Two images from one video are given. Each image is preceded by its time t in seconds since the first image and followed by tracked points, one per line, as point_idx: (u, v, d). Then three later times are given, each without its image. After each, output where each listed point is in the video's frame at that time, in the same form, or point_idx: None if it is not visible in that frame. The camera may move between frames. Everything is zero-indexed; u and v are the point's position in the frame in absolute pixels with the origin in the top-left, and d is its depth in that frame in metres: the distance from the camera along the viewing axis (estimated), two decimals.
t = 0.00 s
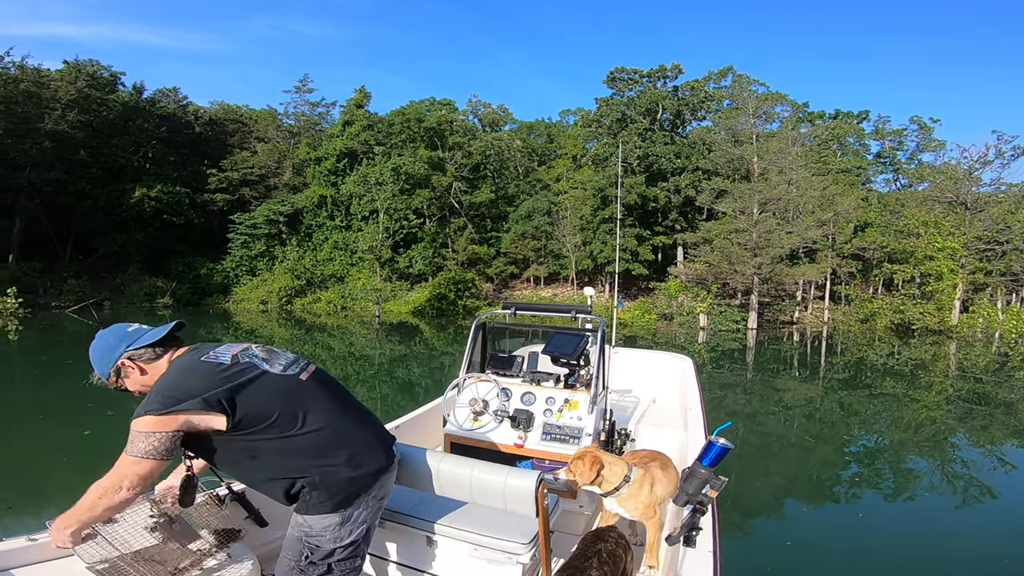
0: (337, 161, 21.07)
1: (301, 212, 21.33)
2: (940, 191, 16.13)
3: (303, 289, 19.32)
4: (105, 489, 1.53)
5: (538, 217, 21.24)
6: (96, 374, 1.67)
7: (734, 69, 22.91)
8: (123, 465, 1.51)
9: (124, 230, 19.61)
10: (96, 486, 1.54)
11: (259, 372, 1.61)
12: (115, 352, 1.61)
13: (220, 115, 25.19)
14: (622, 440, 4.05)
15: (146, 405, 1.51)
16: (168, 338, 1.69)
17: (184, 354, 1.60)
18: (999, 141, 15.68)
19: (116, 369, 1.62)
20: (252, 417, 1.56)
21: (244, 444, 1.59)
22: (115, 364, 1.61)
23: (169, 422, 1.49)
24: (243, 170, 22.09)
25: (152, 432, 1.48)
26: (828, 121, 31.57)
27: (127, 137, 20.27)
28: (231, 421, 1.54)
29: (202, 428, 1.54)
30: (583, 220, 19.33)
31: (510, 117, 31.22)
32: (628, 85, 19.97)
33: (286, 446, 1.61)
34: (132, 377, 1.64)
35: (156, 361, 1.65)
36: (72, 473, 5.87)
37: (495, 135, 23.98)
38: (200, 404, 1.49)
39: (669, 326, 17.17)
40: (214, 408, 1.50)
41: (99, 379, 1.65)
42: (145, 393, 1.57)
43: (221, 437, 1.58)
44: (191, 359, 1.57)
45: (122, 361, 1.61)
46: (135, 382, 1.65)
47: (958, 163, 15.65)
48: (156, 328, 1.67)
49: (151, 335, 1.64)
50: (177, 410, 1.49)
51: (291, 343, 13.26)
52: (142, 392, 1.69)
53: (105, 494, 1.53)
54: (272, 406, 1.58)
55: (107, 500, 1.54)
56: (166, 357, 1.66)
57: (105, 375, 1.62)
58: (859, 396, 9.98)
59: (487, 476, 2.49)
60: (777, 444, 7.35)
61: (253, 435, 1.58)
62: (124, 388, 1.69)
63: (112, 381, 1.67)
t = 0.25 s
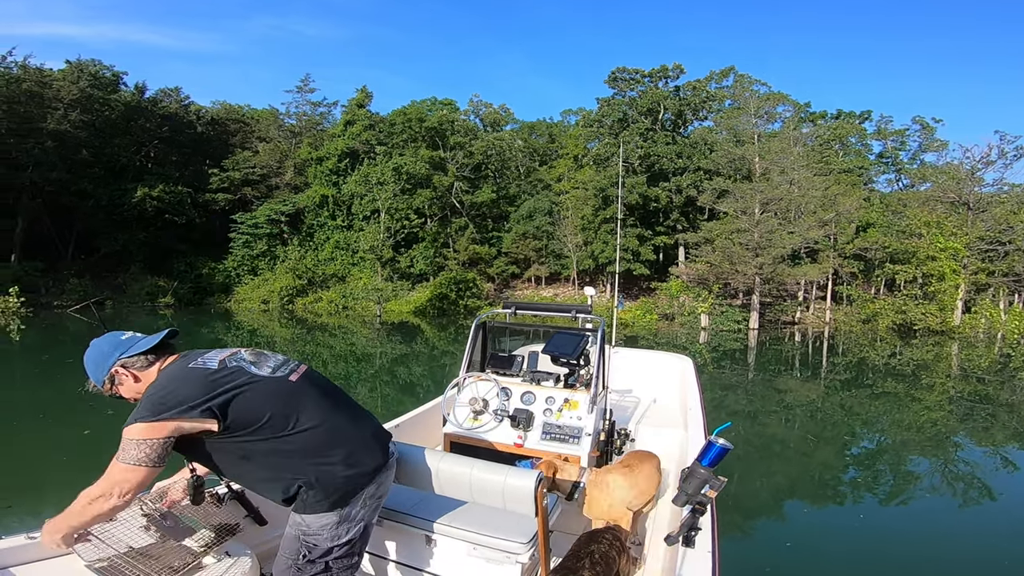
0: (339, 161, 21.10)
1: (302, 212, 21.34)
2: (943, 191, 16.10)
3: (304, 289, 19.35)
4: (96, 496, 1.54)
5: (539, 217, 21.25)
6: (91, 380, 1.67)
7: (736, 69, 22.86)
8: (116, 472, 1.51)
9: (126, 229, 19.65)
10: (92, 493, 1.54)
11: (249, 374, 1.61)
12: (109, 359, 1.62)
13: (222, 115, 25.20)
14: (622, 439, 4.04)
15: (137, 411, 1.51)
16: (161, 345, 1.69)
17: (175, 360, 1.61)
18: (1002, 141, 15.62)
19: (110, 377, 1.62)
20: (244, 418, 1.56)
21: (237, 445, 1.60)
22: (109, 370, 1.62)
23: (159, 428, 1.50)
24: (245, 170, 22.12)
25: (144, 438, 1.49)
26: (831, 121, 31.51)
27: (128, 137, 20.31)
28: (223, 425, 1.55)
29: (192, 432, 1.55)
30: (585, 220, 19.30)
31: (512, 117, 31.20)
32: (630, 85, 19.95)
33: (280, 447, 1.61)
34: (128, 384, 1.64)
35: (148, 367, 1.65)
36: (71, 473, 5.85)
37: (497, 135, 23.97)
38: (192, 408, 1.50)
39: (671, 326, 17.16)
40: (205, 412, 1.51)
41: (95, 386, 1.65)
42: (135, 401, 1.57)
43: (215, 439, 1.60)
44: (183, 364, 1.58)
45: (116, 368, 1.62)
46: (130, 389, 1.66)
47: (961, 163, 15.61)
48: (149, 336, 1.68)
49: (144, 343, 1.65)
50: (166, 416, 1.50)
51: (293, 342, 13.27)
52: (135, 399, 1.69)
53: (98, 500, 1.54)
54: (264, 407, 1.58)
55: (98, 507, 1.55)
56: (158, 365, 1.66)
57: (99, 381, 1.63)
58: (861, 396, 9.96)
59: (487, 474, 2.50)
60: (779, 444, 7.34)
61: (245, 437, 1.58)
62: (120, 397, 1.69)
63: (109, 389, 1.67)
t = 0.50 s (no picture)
0: (340, 161, 21.14)
1: (303, 212, 21.34)
2: (945, 191, 16.08)
3: (305, 289, 19.38)
4: (115, 502, 1.51)
5: (540, 217, 21.24)
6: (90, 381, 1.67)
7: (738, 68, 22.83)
8: (131, 475, 1.49)
9: (128, 229, 19.69)
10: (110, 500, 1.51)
11: (245, 372, 1.61)
12: (105, 358, 1.62)
13: (224, 115, 25.24)
14: (622, 439, 4.03)
15: (138, 411, 1.49)
16: (158, 344, 1.69)
17: (172, 359, 1.61)
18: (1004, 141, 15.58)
19: (106, 376, 1.62)
20: (242, 418, 1.56)
21: (235, 445, 1.60)
22: (106, 370, 1.62)
23: (160, 426, 1.48)
24: (246, 169, 22.15)
25: (151, 437, 1.47)
26: (833, 121, 31.45)
27: (130, 137, 20.36)
28: (221, 424, 1.55)
29: (193, 430, 1.54)
30: (586, 220, 19.28)
31: (513, 117, 31.19)
32: (631, 85, 19.94)
33: (277, 446, 1.61)
34: (126, 381, 1.64)
35: (146, 365, 1.64)
36: (71, 473, 5.84)
37: (498, 135, 23.96)
38: (189, 407, 1.49)
39: (672, 326, 17.14)
40: (202, 412, 1.50)
41: (96, 386, 1.65)
42: (133, 401, 1.55)
43: (214, 439, 1.59)
44: (180, 363, 1.58)
45: (113, 367, 1.62)
46: (130, 386, 1.65)
47: (963, 163, 15.59)
48: (145, 334, 1.67)
49: (139, 342, 1.64)
50: (165, 414, 1.49)
51: (294, 342, 13.29)
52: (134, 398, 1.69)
53: (119, 506, 1.51)
54: (261, 406, 1.58)
55: (118, 512, 1.52)
56: (156, 363, 1.66)
57: (98, 381, 1.63)
58: (863, 397, 9.93)
59: (487, 475, 2.48)
60: (780, 445, 7.34)
61: (241, 435, 1.58)
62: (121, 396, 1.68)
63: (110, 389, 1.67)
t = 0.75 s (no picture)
0: (341, 161, 21.14)
1: (304, 212, 21.34)
2: (947, 191, 16.07)
3: (307, 289, 19.41)
4: (131, 505, 1.52)
5: (541, 217, 21.24)
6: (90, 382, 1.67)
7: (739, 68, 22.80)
8: (142, 479, 1.50)
9: (129, 229, 19.71)
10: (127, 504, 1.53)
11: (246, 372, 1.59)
12: (104, 360, 1.61)
13: (225, 115, 25.25)
14: (623, 439, 4.02)
15: (141, 414, 1.49)
16: (157, 344, 1.68)
17: (173, 360, 1.60)
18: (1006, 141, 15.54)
19: (106, 377, 1.62)
20: (245, 419, 1.56)
21: (238, 446, 1.59)
22: (104, 372, 1.62)
23: (162, 428, 1.48)
24: (247, 169, 22.16)
25: (154, 440, 1.47)
26: (835, 121, 31.41)
27: (132, 137, 20.38)
28: (223, 425, 1.54)
29: (196, 432, 1.54)
30: (587, 220, 19.27)
31: (514, 117, 31.17)
32: (632, 85, 19.92)
33: (280, 447, 1.61)
34: (126, 383, 1.64)
35: (145, 367, 1.64)
36: (71, 474, 5.83)
37: (499, 135, 23.95)
38: (191, 408, 1.49)
39: (673, 326, 17.12)
40: (205, 413, 1.50)
41: (95, 387, 1.65)
42: (135, 403, 1.55)
43: (217, 440, 1.58)
44: (180, 364, 1.57)
45: (111, 368, 1.62)
46: (130, 388, 1.65)
47: (965, 163, 15.55)
48: (144, 335, 1.66)
49: (137, 344, 1.63)
50: (168, 417, 1.48)
51: (295, 342, 13.29)
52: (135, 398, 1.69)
53: (137, 510, 1.52)
54: (264, 406, 1.57)
55: (136, 515, 1.54)
56: (156, 363, 1.65)
57: (97, 382, 1.63)
58: (864, 397, 9.90)
59: (488, 474, 2.47)
60: (782, 445, 7.33)
61: (244, 436, 1.57)
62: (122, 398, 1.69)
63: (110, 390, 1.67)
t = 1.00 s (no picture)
0: (342, 160, 21.14)
1: (306, 212, 21.33)
2: (949, 192, 16.05)
3: (308, 289, 19.47)
4: (138, 507, 1.54)
5: (542, 217, 21.24)
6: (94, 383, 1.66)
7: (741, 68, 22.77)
8: (146, 483, 1.50)
9: (131, 228, 19.75)
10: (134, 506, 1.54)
11: (253, 376, 1.59)
12: (110, 362, 1.61)
13: (227, 115, 25.27)
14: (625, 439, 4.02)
15: (146, 418, 1.50)
16: (163, 347, 1.68)
17: (179, 363, 1.60)
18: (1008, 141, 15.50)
19: (113, 378, 1.62)
20: (251, 422, 1.55)
21: (244, 449, 1.59)
22: (110, 373, 1.61)
23: (167, 433, 1.48)
24: (249, 169, 22.17)
25: (158, 444, 1.47)
26: (837, 121, 31.33)
27: (133, 136, 20.42)
28: (228, 429, 1.54)
29: (201, 435, 1.54)
30: (588, 220, 19.27)
31: (516, 117, 31.15)
32: (633, 85, 19.90)
33: (285, 450, 1.61)
34: (130, 386, 1.63)
35: (151, 369, 1.64)
36: (70, 474, 5.82)
37: (501, 135, 23.93)
38: (197, 412, 1.49)
39: (675, 327, 17.10)
40: (210, 416, 1.50)
41: (100, 388, 1.64)
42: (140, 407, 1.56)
43: (223, 443, 1.58)
44: (186, 368, 1.56)
45: (117, 370, 1.61)
46: (135, 390, 1.65)
47: (967, 163, 15.52)
48: (150, 337, 1.66)
49: (143, 346, 1.63)
50: (174, 421, 1.49)
51: (296, 342, 13.30)
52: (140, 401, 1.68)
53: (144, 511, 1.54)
54: (270, 410, 1.57)
55: (145, 516, 1.55)
56: (161, 366, 1.65)
57: (103, 385, 1.62)
58: (866, 398, 9.87)
59: (490, 476, 2.46)
60: (783, 445, 7.32)
61: (250, 439, 1.57)
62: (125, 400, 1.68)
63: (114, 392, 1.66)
